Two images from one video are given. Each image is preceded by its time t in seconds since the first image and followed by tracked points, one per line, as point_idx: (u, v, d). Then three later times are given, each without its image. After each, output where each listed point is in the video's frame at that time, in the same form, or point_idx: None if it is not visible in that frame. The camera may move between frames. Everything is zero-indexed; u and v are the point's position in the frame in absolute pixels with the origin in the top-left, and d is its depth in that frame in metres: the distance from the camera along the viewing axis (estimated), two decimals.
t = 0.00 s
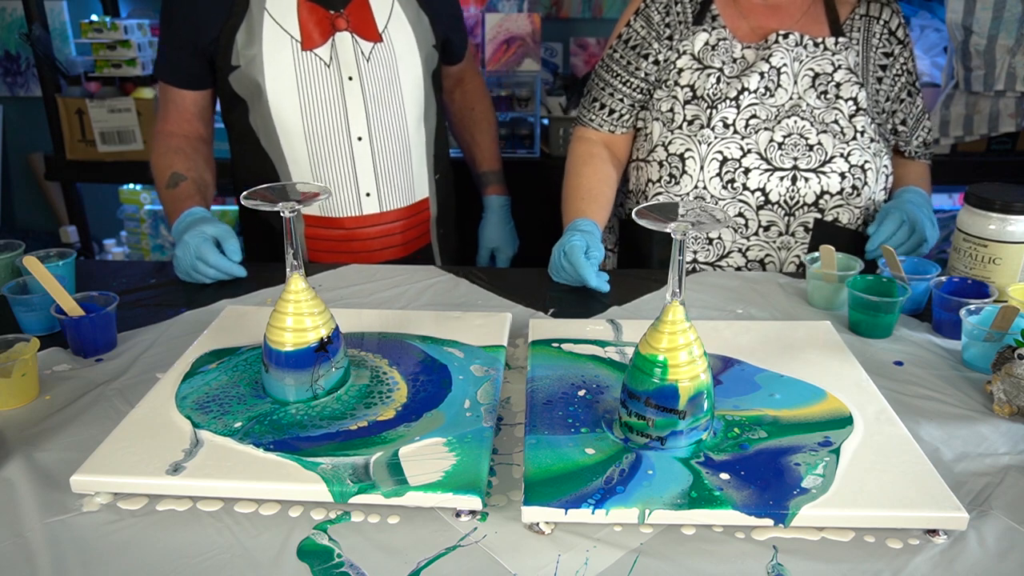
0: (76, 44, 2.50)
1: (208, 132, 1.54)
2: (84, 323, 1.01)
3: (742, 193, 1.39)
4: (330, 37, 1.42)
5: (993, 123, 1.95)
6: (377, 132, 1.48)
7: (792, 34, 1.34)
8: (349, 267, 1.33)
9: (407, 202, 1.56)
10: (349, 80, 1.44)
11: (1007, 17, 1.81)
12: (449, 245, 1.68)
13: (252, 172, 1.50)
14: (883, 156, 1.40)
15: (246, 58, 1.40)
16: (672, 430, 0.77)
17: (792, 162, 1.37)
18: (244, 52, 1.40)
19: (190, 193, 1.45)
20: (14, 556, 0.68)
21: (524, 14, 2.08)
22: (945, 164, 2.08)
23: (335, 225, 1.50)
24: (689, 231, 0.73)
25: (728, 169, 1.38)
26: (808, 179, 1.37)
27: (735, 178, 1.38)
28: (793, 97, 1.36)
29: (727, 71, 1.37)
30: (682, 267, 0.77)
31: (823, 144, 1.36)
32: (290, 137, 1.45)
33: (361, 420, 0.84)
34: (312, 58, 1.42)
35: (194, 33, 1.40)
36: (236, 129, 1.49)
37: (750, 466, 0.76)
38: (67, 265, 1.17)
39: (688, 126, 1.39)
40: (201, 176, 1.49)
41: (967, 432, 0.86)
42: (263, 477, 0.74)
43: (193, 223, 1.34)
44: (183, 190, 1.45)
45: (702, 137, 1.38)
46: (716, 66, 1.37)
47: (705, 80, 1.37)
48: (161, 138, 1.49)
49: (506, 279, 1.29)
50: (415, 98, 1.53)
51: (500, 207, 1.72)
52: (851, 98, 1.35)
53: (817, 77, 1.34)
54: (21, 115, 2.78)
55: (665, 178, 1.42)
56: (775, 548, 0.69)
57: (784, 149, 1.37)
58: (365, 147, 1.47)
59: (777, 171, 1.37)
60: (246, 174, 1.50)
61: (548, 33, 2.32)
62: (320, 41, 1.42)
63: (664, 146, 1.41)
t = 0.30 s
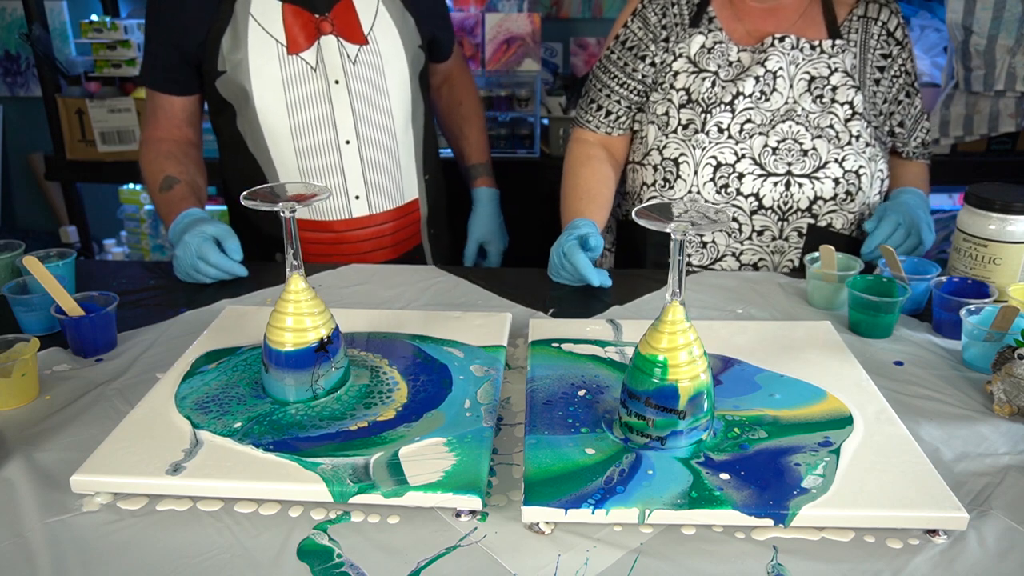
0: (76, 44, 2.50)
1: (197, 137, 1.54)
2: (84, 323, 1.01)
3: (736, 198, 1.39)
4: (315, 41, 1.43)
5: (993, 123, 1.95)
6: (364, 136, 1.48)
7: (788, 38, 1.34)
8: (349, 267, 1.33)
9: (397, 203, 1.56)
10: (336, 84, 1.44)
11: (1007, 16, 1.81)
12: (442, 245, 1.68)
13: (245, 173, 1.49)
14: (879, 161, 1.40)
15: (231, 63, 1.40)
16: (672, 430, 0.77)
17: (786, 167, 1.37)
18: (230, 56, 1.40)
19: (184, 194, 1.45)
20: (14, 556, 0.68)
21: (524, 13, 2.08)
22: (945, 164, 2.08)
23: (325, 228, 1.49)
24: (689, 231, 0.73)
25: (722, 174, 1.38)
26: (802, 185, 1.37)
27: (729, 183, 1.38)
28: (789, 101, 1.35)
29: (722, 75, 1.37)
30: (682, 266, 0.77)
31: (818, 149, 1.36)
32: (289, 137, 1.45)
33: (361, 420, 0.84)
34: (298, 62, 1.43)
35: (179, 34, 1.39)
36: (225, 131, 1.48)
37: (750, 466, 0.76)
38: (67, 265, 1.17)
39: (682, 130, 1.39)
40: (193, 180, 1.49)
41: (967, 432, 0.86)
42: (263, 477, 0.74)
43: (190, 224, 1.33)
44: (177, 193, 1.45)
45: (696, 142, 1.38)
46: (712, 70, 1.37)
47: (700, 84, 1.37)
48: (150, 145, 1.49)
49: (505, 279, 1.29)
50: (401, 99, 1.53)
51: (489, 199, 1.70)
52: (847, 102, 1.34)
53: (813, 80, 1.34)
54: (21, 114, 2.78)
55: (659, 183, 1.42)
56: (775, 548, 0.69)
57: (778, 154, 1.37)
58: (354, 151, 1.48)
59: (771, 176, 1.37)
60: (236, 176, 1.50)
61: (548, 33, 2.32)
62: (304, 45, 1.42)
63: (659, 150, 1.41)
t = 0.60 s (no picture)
0: (76, 44, 2.50)
1: (191, 138, 1.54)
2: (84, 323, 1.01)
3: (722, 198, 1.39)
4: (307, 44, 1.42)
5: (993, 123, 1.95)
6: (357, 139, 1.48)
7: (776, 38, 1.33)
8: (348, 268, 1.34)
9: (390, 203, 1.56)
10: (329, 87, 1.44)
11: (1007, 16, 1.82)
12: (436, 244, 1.68)
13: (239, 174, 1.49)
14: (867, 161, 1.39)
15: (224, 66, 1.41)
16: (672, 430, 0.77)
17: (772, 167, 1.37)
18: (222, 59, 1.40)
19: (183, 195, 1.45)
20: (14, 556, 0.68)
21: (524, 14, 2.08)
22: (945, 164, 2.08)
23: (318, 229, 1.50)
24: (688, 231, 0.73)
25: (708, 175, 1.38)
26: (788, 185, 1.37)
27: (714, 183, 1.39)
28: (776, 102, 1.36)
29: (710, 75, 1.37)
30: (682, 268, 0.77)
31: (804, 149, 1.36)
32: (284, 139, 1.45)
33: (361, 421, 0.84)
34: (291, 65, 1.42)
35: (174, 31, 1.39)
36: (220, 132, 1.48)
37: (750, 466, 0.76)
38: (67, 265, 1.17)
39: (669, 130, 1.40)
40: (189, 180, 1.49)
41: (967, 432, 0.86)
42: (264, 477, 0.74)
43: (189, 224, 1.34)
44: (174, 193, 1.45)
45: (682, 142, 1.39)
46: (699, 70, 1.37)
47: (687, 84, 1.37)
48: (144, 146, 1.49)
49: (503, 279, 1.29)
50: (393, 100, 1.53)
51: (481, 190, 1.69)
52: (835, 102, 1.34)
53: (801, 80, 1.34)
54: (21, 114, 2.78)
55: (646, 183, 1.42)
56: (775, 548, 0.69)
57: (765, 154, 1.37)
58: (346, 153, 1.48)
59: (757, 177, 1.37)
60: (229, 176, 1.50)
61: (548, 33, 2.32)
62: (296, 48, 1.42)
63: (646, 150, 1.41)
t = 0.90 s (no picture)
0: (76, 44, 2.50)
1: (199, 137, 1.54)
2: (84, 323, 1.01)
3: (713, 189, 1.38)
4: (314, 45, 1.43)
5: (993, 123, 1.95)
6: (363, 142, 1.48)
7: (759, 31, 1.34)
8: (348, 268, 1.34)
9: (394, 207, 1.56)
10: (334, 89, 1.44)
11: (1007, 16, 1.83)
12: (440, 245, 1.68)
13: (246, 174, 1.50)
14: (857, 147, 1.39)
15: (231, 66, 1.41)
16: (672, 430, 0.77)
17: (762, 156, 1.36)
18: (229, 59, 1.40)
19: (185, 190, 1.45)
20: (14, 556, 0.68)
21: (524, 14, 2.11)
22: (945, 164, 2.08)
23: (322, 230, 1.50)
24: (688, 231, 0.73)
25: (698, 166, 1.38)
26: (779, 173, 1.36)
27: (705, 174, 1.38)
28: (763, 92, 1.36)
29: (695, 70, 1.37)
30: (682, 266, 0.77)
31: (794, 137, 1.35)
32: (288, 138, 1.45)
33: (361, 421, 0.84)
34: (297, 65, 1.42)
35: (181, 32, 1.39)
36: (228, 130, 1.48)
37: (750, 466, 0.76)
38: (67, 265, 1.17)
39: (657, 124, 1.39)
40: (194, 178, 1.49)
41: (967, 432, 0.86)
42: (264, 477, 0.74)
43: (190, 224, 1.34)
44: (177, 189, 1.45)
45: (671, 135, 1.38)
46: (684, 65, 1.37)
47: (673, 79, 1.37)
48: (150, 142, 1.49)
49: (504, 279, 1.29)
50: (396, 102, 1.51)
51: (487, 192, 1.68)
52: (822, 91, 1.34)
53: (787, 71, 1.34)
54: (21, 114, 2.78)
55: (636, 178, 1.42)
56: (775, 548, 0.69)
57: (754, 144, 1.36)
58: (351, 155, 1.48)
59: (747, 166, 1.37)
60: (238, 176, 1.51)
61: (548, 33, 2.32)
62: (303, 49, 1.42)
63: (635, 146, 1.41)
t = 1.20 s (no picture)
0: (76, 44, 2.50)
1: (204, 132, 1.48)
2: (84, 323, 1.01)
3: (712, 184, 1.38)
4: (338, 45, 1.43)
5: (993, 123, 1.95)
6: (381, 145, 1.49)
7: (756, 31, 1.34)
8: (348, 268, 1.33)
9: (408, 210, 1.56)
10: (356, 90, 1.44)
11: (1007, 16, 1.83)
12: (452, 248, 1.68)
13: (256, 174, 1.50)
14: (854, 148, 1.39)
15: (252, 62, 1.40)
16: (672, 430, 0.77)
17: (761, 152, 1.36)
18: (251, 56, 1.40)
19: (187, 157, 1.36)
20: (14, 556, 0.68)
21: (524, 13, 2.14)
22: (945, 164, 2.08)
23: (338, 232, 1.51)
24: (689, 231, 0.72)
25: (697, 162, 1.37)
26: (778, 169, 1.36)
27: (705, 170, 1.37)
28: (761, 91, 1.36)
29: (693, 68, 1.37)
30: (682, 266, 0.77)
31: (792, 134, 1.35)
32: (308, 138, 1.45)
33: (361, 421, 0.84)
34: (319, 65, 1.42)
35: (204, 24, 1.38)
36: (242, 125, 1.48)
37: (750, 466, 0.76)
38: (67, 265, 1.17)
39: (655, 120, 1.39)
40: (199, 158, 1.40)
41: (967, 432, 0.86)
42: (264, 477, 0.74)
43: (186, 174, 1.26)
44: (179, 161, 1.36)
45: (670, 130, 1.37)
46: (682, 64, 1.37)
47: (671, 76, 1.37)
48: (154, 127, 1.43)
49: (507, 279, 1.29)
50: (420, 109, 1.53)
51: (498, 203, 1.67)
52: (819, 90, 1.34)
53: (784, 72, 1.34)
54: (21, 114, 2.78)
55: (635, 174, 1.41)
56: (775, 548, 0.69)
57: (753, 140, 1.36)
58: (369, 158, 1.48)
59: (746, 162, 1.36)
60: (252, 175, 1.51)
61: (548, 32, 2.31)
62: (326, 49, 1.42)
63: (633, 142, 1.41)
